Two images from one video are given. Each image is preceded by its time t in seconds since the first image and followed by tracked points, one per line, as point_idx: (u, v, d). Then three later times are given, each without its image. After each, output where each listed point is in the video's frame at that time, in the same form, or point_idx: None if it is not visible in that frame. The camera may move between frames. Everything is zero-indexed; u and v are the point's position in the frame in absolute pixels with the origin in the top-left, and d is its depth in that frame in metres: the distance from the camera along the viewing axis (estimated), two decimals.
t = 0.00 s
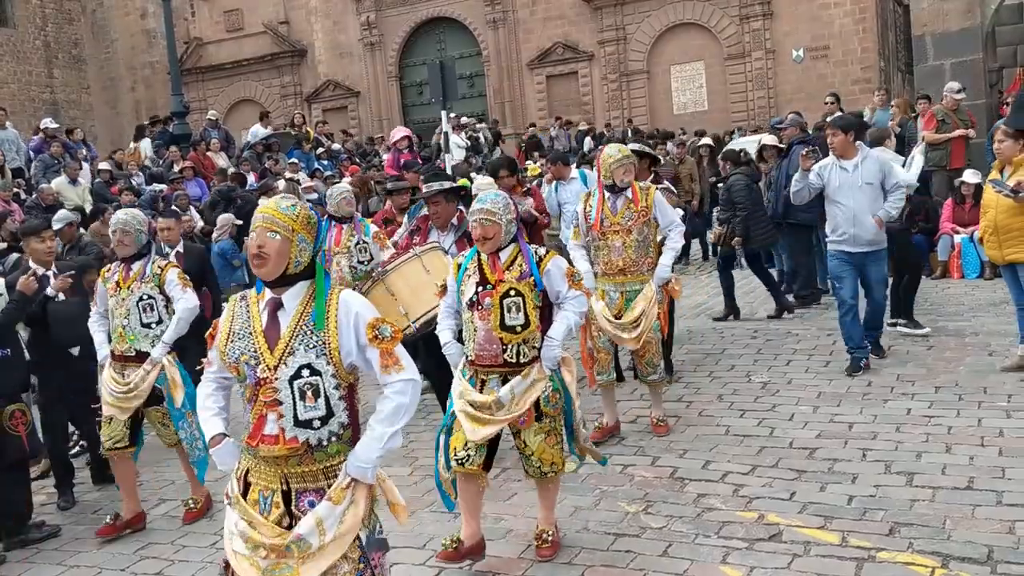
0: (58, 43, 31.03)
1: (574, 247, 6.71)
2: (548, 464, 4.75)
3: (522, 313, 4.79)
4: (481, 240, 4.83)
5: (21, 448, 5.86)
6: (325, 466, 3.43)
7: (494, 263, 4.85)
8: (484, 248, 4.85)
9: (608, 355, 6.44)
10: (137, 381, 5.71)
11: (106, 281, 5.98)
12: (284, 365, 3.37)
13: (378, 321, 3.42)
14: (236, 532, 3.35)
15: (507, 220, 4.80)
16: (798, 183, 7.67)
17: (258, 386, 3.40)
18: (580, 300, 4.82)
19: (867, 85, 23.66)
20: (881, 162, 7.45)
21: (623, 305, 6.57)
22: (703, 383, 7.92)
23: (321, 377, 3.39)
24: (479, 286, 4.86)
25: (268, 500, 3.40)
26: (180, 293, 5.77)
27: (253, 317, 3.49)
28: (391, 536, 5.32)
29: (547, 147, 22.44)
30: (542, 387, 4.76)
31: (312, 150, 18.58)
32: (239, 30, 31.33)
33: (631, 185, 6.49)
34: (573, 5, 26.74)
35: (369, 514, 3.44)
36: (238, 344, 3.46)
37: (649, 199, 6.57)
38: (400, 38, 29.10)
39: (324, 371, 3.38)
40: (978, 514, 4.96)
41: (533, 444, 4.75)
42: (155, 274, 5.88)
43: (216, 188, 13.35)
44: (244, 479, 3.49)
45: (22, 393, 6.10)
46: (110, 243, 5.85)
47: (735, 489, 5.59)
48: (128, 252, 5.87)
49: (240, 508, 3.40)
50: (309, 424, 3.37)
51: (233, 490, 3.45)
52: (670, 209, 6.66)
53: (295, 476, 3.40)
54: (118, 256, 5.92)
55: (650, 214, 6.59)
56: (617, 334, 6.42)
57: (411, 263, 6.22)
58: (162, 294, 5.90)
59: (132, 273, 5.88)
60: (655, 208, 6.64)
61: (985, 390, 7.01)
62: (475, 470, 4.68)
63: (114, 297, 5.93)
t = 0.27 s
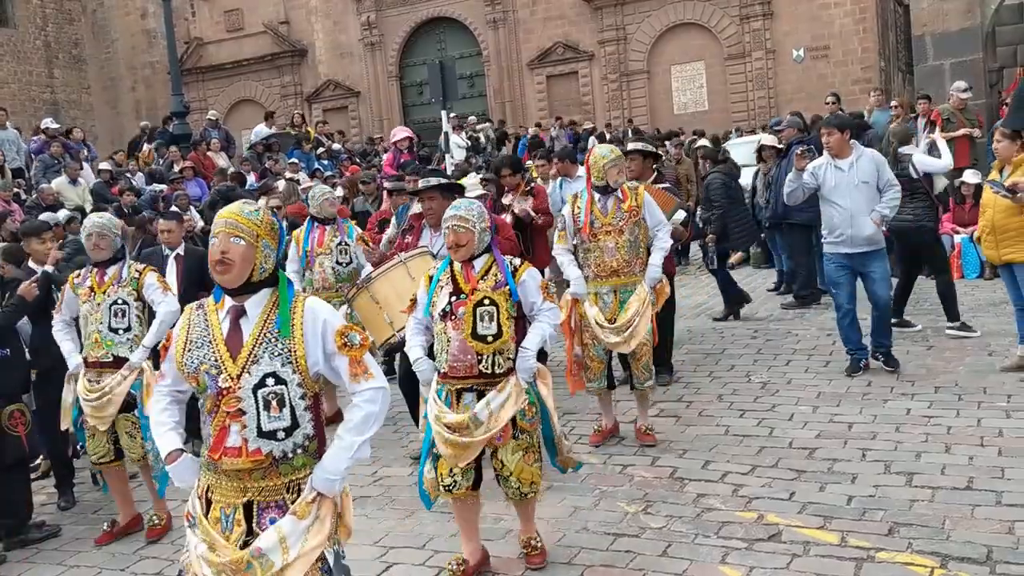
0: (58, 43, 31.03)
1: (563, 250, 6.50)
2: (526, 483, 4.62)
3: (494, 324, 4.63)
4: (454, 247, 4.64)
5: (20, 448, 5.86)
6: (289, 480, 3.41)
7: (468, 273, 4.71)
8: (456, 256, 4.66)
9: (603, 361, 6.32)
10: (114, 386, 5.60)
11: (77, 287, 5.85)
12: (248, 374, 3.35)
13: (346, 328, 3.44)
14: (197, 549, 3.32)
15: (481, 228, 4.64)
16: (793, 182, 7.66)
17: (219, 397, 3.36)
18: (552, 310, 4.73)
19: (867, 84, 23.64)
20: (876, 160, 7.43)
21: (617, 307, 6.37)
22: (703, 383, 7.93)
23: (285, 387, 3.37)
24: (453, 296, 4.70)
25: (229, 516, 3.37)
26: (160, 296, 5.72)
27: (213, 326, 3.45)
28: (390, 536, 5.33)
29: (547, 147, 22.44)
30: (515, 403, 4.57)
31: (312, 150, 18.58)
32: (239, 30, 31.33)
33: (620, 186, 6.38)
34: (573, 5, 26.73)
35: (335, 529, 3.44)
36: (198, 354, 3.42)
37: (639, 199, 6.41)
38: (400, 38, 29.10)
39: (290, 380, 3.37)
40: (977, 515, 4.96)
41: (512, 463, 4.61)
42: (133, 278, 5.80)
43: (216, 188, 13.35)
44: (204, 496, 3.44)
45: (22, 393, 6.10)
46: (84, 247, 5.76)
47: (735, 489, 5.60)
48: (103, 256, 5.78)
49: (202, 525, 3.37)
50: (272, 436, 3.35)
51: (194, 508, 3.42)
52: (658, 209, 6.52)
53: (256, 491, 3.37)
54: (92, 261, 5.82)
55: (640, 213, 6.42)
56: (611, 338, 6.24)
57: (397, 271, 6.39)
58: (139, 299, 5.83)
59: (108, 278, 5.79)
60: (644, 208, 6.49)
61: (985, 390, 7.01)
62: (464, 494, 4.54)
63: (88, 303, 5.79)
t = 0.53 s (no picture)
0: (57, 43, 31.02)
1: (556, 254, 6.45)
2: (514, 493, 4.53)
3: (476, 332, 4.55)
4: (437, 251, 4.59)
5: (16, 448, 5.83)
6: (252, 500, 3.28)
7: (451, 279, 4.62)
8: (439, 260, 4.60)
9: (592, 364, 6.27)
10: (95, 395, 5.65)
11: (56, 294, 5.81)
12: (208, 391, 3.21)
13: (313, 341, 3.30)
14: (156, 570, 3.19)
15: (465, 232, 4.55)
16: (791, 183, 7.49)
17: (179, 413, 3.23)
18: (540, 319, 4.60)
19: (866, 84, 23.63)
20: (878, 164, 7.24)
21: (611, 312, 6.35)
22: (703, 383, 7.93)
23: (248, 402, 3.23)
24: (435, 303, 4.62)
25: (191, 535, 3.24)
26: (136, 304, 5.61)
27: (173, 338, 3.31)
28: (389, 537, 5.33)
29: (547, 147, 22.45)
30: (503, 412, 4.50)
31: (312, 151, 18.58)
32: (238, 30, 31.33)
33: (613, 190, 6.37)
34: (573, 5, 26.73)
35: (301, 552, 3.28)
36: (157, 367, 3.28)
37: (633, 202, 6.40)
38: (399, 38, 29.10)
39: (252, 396, 3.23)
40: (976, 515, 4.96)
41: (498, 472, 4.52)
42: (109, 284, 5.72)
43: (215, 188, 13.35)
44: (165, 514, 3.31)
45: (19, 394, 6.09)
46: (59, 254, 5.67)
47: (734, 489, 5.60)
48: (79, 263, 5.70)
49: (161, 545, 3.25)
50: (234, 453, 3.22)
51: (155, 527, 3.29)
52: (654, 212, 6.45)
53: (219, 511, 3.24)
54: (69, 267, 5.75)
55: (635, 216, 6.42)
56: (606, 343, 6.19)
57: (374, 277, 6.01)
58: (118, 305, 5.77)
59: (84, 285, 5.72)
60: (639, 212, 6.46)
61: (983, 390, 7.02)
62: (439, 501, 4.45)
63: (67, 310, 5.76)
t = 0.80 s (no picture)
0: (57, 43, 31.01)
1: (540, 262, 6.31)
2: (483, 512, 4.28)
3: (439, 350, 4.30)
4: (402, 266, 4.34)
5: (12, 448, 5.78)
6: (193, 525, 3.09)
7: (415, 293, 4.36)
8: (405, 275, 4.35)
9: (586, 373, 6.09)
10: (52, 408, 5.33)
11: (21, 303, 5.55)
12: (143, 412, 3.03)
13: (253, 359, 3.12)
14: None
15: (431, 246, 4.32)
16: (795, 182, 7.20)
17: (114, 437, 3.06)
18: (510, 333, 4.33)
19: (866, 84, 23.64)
20: (888, 169, 6.91)
21: (597, 317, 6.17)
22: (702, 383, 7.93)
23: (186, 424, 3.05)
24: (399, 318, 4.36)
25: (132, 564, 3.07)
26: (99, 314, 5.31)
27: (110, 359, 3.14)
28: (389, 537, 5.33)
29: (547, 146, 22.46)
30: (469, 431, 4.26)
31: (312, 151, 18.58)
32: (238, 30, 31.32)
33: (595, 191, 6.22)
34: (573, 5, 26.74)
35: None
36: (94, 390, 3.12)
37: (616, 205, 6.25)
38: (399, 38, 29.10)
39: (191, 417, 3.05)
40: (975, 515, 4.97)
41: (467, 492, 4.30)
42: (75, 293, 5.46)
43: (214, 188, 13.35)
44: (105, 541, 3.16)
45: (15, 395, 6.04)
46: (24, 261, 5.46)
47: (733, 489, 5.60)
48: (45, 270, 5.46)
49: None
50: (172, 478, 3.04)
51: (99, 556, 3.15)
52: (639, 216, 6.31)
53: (159, 538, 3.06)
54: (35, 276, 5.51)
55: (619, 219, 6.27)
56: (591, 348, 6.04)
57: (359, 275, 6.05)
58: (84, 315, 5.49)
59: (49, 292, 5.46)
60: (623, 215, 6.31)
61: (983, 390, 7.02)
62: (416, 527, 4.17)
63: (29, 320, 5.49)
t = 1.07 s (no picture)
0: (59, 43, 31.03)
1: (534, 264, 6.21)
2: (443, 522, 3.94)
3: (411, 349, 4.09)
4: (377, 266, 4.14)
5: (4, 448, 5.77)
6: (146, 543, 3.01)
7: (390, 293, 4.18)
8: (380, 276, 4.16)
9: (582, 380, 6.02)
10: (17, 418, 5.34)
11: None
12: (90, 426, 2.96)
13: (205, 370, 3.01)
14: None
15: (407, 245, 4.14)
16: (799, 177, 7.15)
17: (65, 451, 3.00)
18: (488, 328, 4.18)
19: (867, 84, 23.63)
20: (894, 166, 6.85)
21: (590, 322, 6.01)
22: (703, 383, 7.93)
23: (133, 439, 2.96)
24: (373, 318, 4.19)
25: None
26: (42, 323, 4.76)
27: (66, 368, 3.08)
28: (391, 537, 5.34)
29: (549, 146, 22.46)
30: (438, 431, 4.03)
31: (313, 150, 18.59)
32: (240, 30, 31.32)
33: (585, 192, 6.06)
34: (575, 5, 26.74)
35: None
36: (49, 401, 3.06)
37: (608, 207, 6.05)
38: (401, 38, 29.11)
39: (138, 432, 2.96)
40: (977, 515, 4.97)
41: (422, 487, 3.95)
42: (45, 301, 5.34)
43: (216, 188, 13.36)
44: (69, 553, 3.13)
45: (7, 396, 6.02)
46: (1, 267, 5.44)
47: (734, 489, 5.60)
48: (19, 277, 5.42)
49: None
50: (119, 495, 2.96)
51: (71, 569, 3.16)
52: (633, 217, 6.10)
53: (112, 555, 3.00)
54: (11, 281, 5.48)
55: (610, 222, 6.06)
56: (581, 354, 5.92)
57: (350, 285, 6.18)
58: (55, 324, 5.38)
59: (23, 299, 5.41)
60: (616, 215, 6.10)
61: (984, 390, 7.02)
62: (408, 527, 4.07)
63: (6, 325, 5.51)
